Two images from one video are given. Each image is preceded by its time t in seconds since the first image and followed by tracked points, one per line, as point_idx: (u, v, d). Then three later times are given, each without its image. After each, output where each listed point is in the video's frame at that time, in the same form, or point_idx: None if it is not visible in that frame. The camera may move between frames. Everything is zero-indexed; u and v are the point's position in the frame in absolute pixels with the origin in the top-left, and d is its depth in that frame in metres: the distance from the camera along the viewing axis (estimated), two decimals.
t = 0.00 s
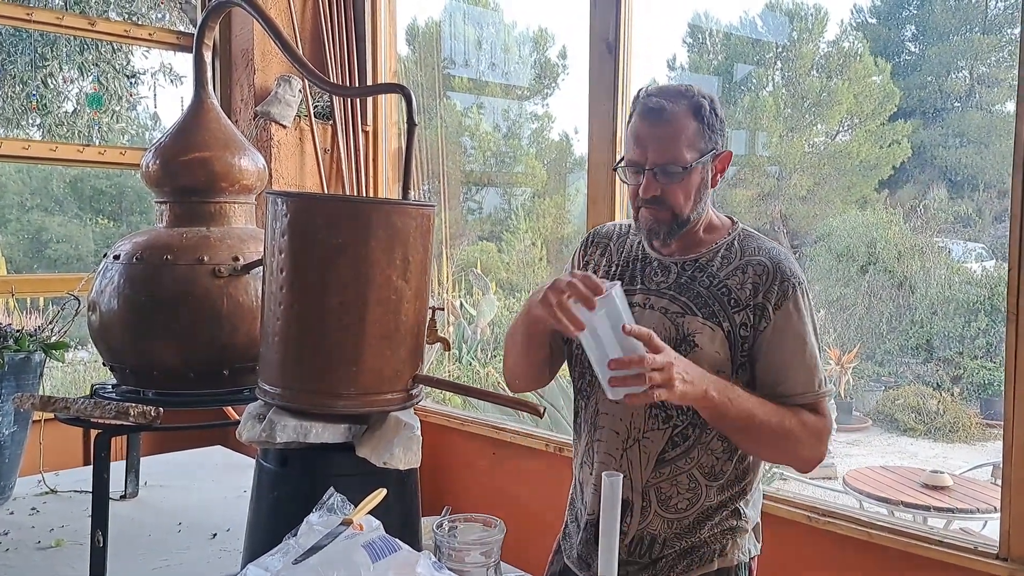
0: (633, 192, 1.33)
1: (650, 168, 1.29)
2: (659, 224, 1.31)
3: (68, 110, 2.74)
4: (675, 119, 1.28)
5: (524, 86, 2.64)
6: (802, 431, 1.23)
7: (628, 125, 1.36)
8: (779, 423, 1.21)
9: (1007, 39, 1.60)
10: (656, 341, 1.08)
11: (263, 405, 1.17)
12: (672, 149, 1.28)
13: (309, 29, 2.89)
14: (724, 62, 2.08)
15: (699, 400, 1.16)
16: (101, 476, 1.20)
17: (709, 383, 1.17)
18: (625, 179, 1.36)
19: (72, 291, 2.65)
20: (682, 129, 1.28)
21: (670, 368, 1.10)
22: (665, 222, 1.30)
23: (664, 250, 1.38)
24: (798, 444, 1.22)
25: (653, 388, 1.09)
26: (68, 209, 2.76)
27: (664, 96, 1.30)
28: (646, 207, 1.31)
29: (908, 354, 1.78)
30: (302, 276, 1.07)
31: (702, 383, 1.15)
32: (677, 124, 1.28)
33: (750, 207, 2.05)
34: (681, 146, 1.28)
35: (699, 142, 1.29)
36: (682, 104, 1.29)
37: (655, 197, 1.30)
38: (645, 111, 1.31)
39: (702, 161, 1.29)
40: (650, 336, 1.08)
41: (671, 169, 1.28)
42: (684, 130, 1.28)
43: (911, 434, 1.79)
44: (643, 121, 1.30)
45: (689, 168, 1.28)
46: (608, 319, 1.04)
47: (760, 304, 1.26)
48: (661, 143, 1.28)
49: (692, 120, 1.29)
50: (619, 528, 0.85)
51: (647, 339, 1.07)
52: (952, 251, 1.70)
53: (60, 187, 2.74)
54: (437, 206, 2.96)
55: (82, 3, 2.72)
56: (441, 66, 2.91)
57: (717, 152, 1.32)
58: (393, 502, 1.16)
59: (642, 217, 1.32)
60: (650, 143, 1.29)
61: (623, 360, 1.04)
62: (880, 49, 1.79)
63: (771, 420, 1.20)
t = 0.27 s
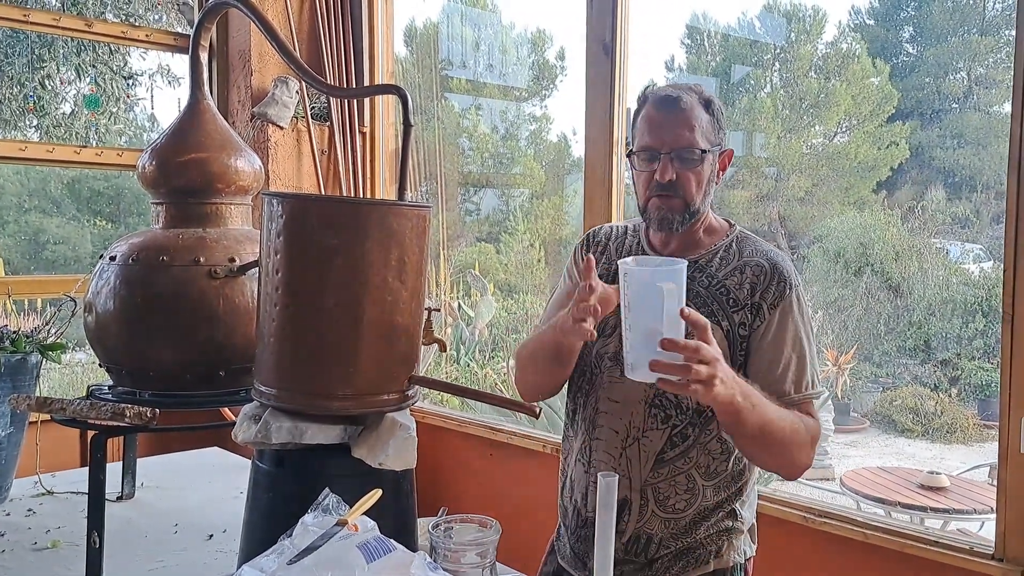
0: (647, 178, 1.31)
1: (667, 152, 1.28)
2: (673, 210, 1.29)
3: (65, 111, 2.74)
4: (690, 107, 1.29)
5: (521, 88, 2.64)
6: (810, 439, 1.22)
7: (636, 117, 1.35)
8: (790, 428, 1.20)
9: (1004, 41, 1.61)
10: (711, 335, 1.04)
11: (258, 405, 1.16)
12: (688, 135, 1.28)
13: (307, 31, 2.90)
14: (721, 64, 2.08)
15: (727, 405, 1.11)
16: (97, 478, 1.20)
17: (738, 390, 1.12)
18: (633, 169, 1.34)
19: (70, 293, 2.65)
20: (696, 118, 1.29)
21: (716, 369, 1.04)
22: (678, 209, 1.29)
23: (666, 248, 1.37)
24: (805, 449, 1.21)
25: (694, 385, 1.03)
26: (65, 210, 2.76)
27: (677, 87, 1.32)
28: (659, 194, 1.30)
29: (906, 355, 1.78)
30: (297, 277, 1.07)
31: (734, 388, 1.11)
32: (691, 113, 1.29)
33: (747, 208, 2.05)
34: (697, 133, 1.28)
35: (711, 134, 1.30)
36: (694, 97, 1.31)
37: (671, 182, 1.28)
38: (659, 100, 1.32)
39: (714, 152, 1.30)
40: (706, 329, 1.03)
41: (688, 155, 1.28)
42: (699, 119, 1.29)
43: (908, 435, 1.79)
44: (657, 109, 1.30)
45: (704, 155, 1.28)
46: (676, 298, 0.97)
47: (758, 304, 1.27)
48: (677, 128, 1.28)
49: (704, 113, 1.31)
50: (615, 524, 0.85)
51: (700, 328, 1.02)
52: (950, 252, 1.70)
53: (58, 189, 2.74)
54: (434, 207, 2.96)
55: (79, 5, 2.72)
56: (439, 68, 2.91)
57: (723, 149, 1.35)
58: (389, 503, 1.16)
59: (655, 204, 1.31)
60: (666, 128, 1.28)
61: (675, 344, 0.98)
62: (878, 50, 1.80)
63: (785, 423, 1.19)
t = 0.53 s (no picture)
0: (646, 177, 1.31)
1: (668, 151, 1.29)
2: (673, 210, 1.30)
3: (63, 112, 2.74)
4: (691, 108, 1.31)
5: (520, 89, 2.64)
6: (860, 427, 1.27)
7: (635, 116, 1.36)
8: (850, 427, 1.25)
9: (1003, 42, 1.61)
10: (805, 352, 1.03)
11: (255, 407, 1.16)
12: (689, 134, 1.29)
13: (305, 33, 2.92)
14: (720, 65, 2.08)
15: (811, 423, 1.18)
16: (94, 479, 1.20)
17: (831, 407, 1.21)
18: (631, 168, 1.35)
19: (68, 294, 2.65)
20: (697, 119, 1.31)
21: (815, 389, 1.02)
22: (678, 209, 1.29)
23: (660, 251, 1.37)
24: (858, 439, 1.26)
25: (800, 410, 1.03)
26: (64, 211, 2.76)
27: (677, 88, 1.34)
28: (659, 193, 1.30)
29: (905, 356, 1.78)
30: (294, 279, 1.07)
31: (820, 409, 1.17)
32: (692, 113, 1.31)
33: (746, 209, 2.05)
34: (697, 133, 1.30)
35: (710, 135, 1.33)
36: (694, 98, 1.33)
37: (671, 181, 1.29)
38: (658, 99, 1.33)
39: (713, 153, 1.32)
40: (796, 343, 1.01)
41: (689, 154, 1.29)
42: (699, 119, 1.31)
43: (907, 435, 1.79)
44: (659, 107, 1.32)
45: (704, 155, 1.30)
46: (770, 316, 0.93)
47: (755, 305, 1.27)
48: (679, 128, 1.29)
49: (704, 114, 1.32)
50: (612, 527, 0.84)
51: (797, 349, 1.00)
52: (949, 253, 1.70)
53: (56, 190, 2.74)
54: (433, 208, 2.96)
55: (78, 6, 2.73)
56: (437, 69, 2.91)
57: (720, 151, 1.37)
58: (386, 504, 1.16)
59: (654, 204, 1.31)
60: (668, 127, 1.30)
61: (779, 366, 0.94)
62: (876, 51, 1.80)
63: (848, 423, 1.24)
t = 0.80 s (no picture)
0: (635, 177, 1.32)
1: (656, 150, 1.29)
2: (664, 208, 1.29)
3: (62, 113, 2.74)
4: (678, 105, 1.31)
5: (519, 89, 2.64)
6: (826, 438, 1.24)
7: (623, 116, 1.36)
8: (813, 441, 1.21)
9: (1002, 43, 1.61)
10: (754, 372, 1.00)
11: (254, 408, 1.16)
12: (676, 133, 1.29)
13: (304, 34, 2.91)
14: (719, 65, 2.08)
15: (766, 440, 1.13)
16: (93, 480, 1.20)
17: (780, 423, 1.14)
18: (621, 169, 1.35)
19: (67, 295, 2.65)
20: (685, 116, 1.31)
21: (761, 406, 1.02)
22: (668, 208, 1.29)
23: (655, 251, 1.36)
24: (822, 451, 1.23)
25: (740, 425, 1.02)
26: (63, 212, 2.76)
27: (664, 87, 1.33)
28: (649, 192, 1.30)
29: (904, 356, 1.78)
30: (293, 280, 1.07)
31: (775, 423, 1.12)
32: (679, 111, 1.31)
33: (745, 209, 2.05)
34: (685, 131, 1.30)
35: (699, 132, 1.32)
36: (681, 96, 1.33)
37: (660, 180, 1.29)
38: (645, 98, 1.33)
39: (702, 150, 1.31)
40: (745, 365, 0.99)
41: (677, 153, 1.29)
42: (687, 117, 1.30)
43: (906, 436, 1.79)
44: (646, 107, 1.31)
45: (693, 152, 1.30)
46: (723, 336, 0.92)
47: (751, 305, 1.27)
48: (666, 126, 1.29)
49: (691, 111, 1.32)
50: (611, 529, 0.85)
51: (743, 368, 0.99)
52: (948, 253, 1.70)
53: (56, 191, 2.74)
54: (432, 209, 2.96)
55: (76, 7, 2.72)
56: (436, 69, 2.91)
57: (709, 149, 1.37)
58: (384, 505, 1.16)
59: (644, 203, 1.31)
60: (655, 126, 1.30)
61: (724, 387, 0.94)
62: (876, 52, 1.80)
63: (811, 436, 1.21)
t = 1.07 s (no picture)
0: (623, 182, 1.32)
1: (641, 155, 1.29)
2: (650, 212, 1.29)
3: (61, 113, 2.74)
4: (664, 107, 1.30)
5: (519, 89, 2.64)
6: (793, 443, 1.24)
7: (614, 119, 1.36)
8: (776, 443, 1.21)
9: (1001, 42, 1.61)
10: (685, 360, 1.08)
11: (253, 409, 1.16)
12: (662, 136, 1.29)
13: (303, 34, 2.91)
14: (719, 65, 2.08)
15: (715, 430, 1.15)
16: (92, 481, 1.20)
17: (727, 415, 1.15)
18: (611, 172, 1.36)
19: (66, 296, 2.65)
20: (671, 118, 1.30)
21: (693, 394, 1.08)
22: (656, 212, 1.29)
23: (651, 253, 1.37)
24: (786, 455, 1.23)
25: (670, 412, 1.07)
26: (62, 212, 2.76)
27: (652, 88, 1.33)
28: (636, 197, 1.30)
29: (903, 356, 1.78)
30: (292, 281, 1.07)
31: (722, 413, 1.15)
32: (665, 113, 1.30)
33: (745, 210, 2.05)
34: (672, 134, 1.29)
35: (687, 133, 1.31)
36: (669, 96, 1.32)
37: (646, 185, 1.30)
38: (634, 101, 1.33)
39: (690, 152, 1.31)
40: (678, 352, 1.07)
41: (661, 156, 1.29)
42: (673, 119, 1.30)
43: (906, 435, 1.78)
44: (633, 111, 1.31)
45: (679, 155, 1.29)
46: (645, 325, 1.04)
47: (747, 305, 1.27)
48: (651, 130, 1.29)
49: (679, 112, 1.31)
50: (610, 530, 0.85)
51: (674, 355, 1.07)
52: (947, 253, 1.70)
53: (55, 191, 2.74)
54: (431, 209, 2.96)
55: (75, 7, 2.72)
56: (436, 69, 2.91)
57: (703, 149, 1.36)
58: (383, 506, 1.16)
59: (631, 206, 1.31)
60: (640, 131, 1.30)
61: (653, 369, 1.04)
62: (875, 52, 1.80)
63: (774, 437, 1.21)
